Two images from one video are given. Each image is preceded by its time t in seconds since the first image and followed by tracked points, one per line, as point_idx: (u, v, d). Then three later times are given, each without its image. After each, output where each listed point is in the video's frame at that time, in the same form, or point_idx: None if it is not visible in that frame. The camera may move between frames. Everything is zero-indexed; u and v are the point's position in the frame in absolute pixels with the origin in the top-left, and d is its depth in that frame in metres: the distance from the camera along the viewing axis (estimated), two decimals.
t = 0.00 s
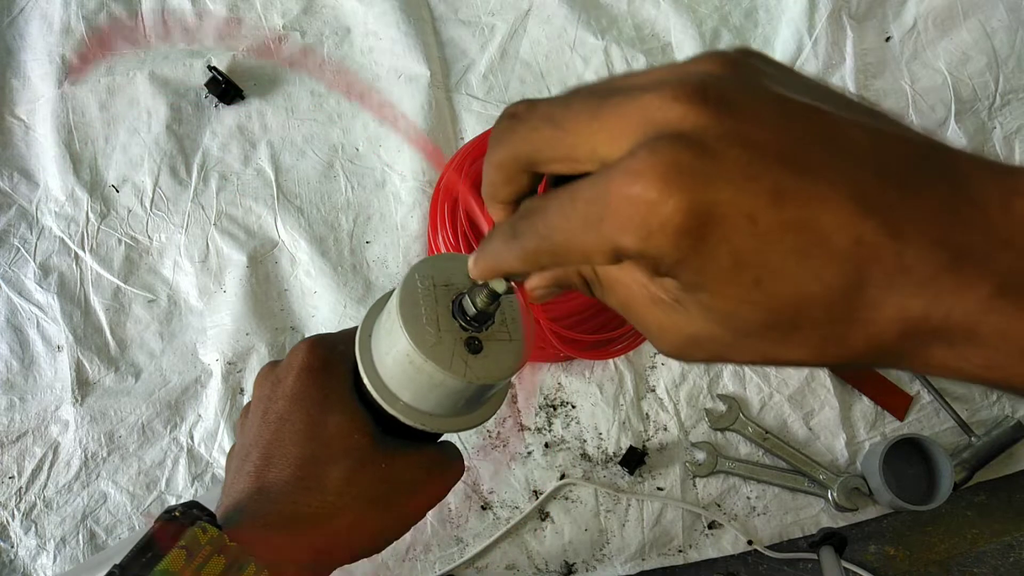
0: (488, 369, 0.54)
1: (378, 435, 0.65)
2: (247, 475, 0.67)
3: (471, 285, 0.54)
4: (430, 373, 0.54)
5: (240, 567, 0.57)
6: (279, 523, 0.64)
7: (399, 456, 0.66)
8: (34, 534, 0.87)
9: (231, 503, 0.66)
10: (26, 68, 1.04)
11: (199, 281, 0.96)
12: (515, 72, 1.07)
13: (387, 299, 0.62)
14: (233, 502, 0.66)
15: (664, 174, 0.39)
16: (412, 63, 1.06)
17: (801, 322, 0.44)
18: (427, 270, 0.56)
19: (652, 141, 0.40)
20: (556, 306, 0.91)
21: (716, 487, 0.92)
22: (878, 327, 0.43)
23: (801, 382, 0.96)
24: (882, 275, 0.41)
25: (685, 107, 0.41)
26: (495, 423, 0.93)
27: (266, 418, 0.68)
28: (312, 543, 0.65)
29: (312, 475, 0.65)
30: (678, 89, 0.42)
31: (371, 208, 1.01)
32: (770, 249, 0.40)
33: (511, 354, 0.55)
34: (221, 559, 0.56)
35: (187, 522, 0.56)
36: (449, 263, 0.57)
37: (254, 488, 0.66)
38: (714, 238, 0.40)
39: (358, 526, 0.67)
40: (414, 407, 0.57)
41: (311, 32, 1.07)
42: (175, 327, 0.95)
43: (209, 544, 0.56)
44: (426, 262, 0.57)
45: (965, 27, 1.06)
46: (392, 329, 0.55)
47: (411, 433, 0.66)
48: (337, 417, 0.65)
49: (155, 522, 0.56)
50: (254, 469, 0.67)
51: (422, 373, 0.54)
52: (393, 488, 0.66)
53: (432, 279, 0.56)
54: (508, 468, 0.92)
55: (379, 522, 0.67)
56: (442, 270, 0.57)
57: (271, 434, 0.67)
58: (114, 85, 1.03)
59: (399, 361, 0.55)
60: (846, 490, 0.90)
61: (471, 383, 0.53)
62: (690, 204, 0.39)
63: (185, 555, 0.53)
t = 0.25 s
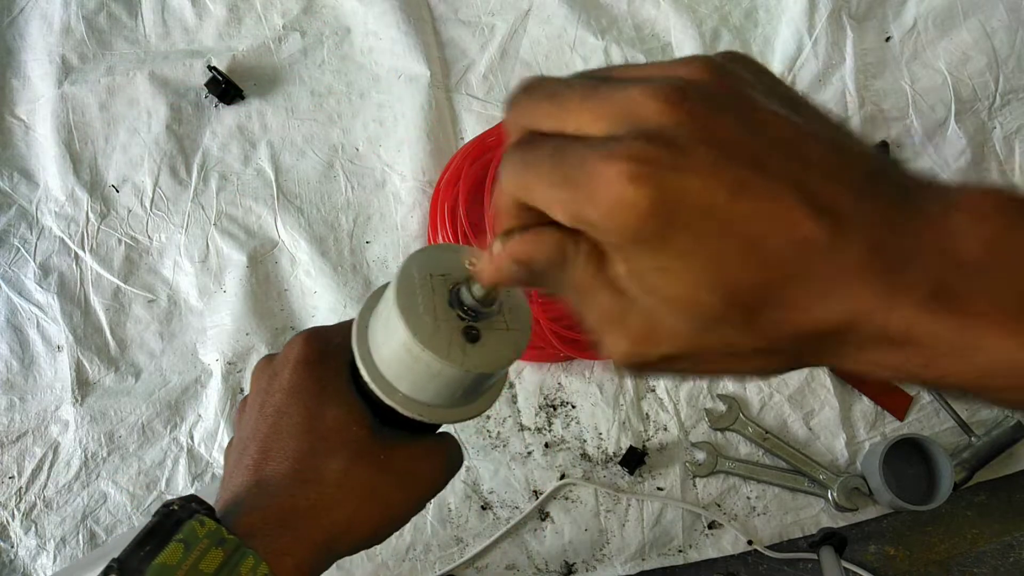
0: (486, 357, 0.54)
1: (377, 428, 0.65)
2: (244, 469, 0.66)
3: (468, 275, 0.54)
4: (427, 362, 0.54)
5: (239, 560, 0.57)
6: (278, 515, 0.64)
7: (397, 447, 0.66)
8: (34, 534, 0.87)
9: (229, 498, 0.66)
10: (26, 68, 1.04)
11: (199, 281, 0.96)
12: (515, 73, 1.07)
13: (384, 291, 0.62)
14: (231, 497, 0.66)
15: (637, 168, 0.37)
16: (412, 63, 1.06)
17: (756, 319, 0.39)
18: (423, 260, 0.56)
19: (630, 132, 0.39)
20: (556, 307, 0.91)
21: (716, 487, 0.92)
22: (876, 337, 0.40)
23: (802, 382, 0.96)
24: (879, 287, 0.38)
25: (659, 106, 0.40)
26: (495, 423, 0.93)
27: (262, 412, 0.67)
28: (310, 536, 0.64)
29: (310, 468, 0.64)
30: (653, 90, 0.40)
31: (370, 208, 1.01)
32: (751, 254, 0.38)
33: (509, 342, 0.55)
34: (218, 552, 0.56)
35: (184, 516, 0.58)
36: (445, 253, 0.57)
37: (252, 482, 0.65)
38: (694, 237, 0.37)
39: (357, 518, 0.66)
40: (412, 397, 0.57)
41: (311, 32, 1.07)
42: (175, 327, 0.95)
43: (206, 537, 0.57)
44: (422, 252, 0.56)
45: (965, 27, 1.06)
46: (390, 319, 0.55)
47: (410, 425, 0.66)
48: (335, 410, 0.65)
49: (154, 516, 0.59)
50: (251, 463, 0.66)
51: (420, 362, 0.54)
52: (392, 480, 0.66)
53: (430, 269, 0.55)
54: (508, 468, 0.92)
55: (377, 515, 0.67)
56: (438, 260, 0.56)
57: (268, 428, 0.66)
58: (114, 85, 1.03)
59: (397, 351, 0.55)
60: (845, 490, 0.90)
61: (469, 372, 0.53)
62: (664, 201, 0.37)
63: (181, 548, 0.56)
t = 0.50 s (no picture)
0: (493, 346, 0.54)
1: (382, 419, 0.65)
2: (249, 462, 0.67)
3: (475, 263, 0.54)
4: (434, 352, 0.54)
5: (242, 556, 0.57)
6: (282, 507, 0.64)
7: (403, 438, 0.66)
8: (34, 534, 0.87)
9: (234, 490, 0.66)
10: (26, 68, 1.04)
11: (199, 281, 0.96)
12: (515, 73, 1.07)
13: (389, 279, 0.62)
14: (234, 490, 0.66)
15: None
16: (412, 63, 1.06)
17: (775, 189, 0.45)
18: (429, 248, 0.56)
19: None
20: (555, 307, 0.91)
21: (716, 486, 0.92)
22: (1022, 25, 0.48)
23: (802, 382, 0.96)
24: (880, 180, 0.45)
25: None
26: (495, 423, 0.93)
27: (268, 404, 0.68)
28: (314, 530, 0.64)
29: (315, 460, 0.65)
30: None
31: (370, 208, 1.01)
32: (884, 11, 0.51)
33: (516, 331, 0.55)
34: (222, 547, 0.57)
35: (187, 510, 0.57)
36: (451, 240, 0.57)
37: (257, 475, 0.66)
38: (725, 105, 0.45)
39: (361, 512, 0.66)
40: (419, 386, 0.58)
41: (311, 32, 1.07)
42: (175, 327, 0.95)
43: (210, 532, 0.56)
44: (428, 239, 0.56)
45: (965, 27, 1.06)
46: (397, 309, 0.55)
47: (415, 416, 0.66)
48: (340, 401, 0.65)
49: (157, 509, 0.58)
50: (257, 455, 0.67)
51: (426, 351, 0.55)
52: (397, 472, 0.66)
53: (436, 257, 0.55)
54: (508, 468, 0.92)
55: (383, 508, 0.67)
56: (444, 247, 0.56)
57: (274, 420, 0.67)
58: (114, 85, 1.03)
59: (404, 340, 0.55)
60: (846, 490, 0.90)
61: (476, 362, 0.54)
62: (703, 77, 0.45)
63: (184, 542, 0.56)
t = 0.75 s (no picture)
0: (494, 348, 0.54)
1: (383, 420, 0.66)
2: (250, 462, 0.66)
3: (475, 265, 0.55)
4: (435, 354, 0.55)
5: (243, 556, 0.57)
6: (283, 507, 0.63)
7: (404, 439, 0.66)
8: (34, 534, 0.86)
9: (234, 491, 0.66)
10: (26, 68, 1.04)
11: (199, 281, 0.96)
12: (515, 72, 1.07)
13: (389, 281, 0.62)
14: (234, 491, 0.65)
15: None
16: (412, 63, 1.06)
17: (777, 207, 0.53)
18: (431, 250, 0.56)
19: None
20: (556, 307, 0.91)
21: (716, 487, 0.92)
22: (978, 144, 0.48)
23: (801, 382, 0.96)
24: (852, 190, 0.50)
25: None
26: (495, 423, 0.94)
27: (268, 404, 0.68)
28: (315, 530, 0.64)
29: (316, 460, 0.65)
30: None
31: (370, 208, 1.01)
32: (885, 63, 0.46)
33: (516, 334, 0.55)
34: (222, 548, 0.56)
35: (188, 511, 0.57)
36: (452, 243, 0.57)
37: (257, 475, 0.65)
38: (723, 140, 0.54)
39: (362, 512, 0.66)
40: (420, 388, 0.58)
41: (311, 32, 1.07)
42: (175, 327, 0.95)
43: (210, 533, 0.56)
44: (429, 241, 0.57)
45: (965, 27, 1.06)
46: (398, 310, 0.56)
47: (416, 417, 0.67)
48: (342, 401, 0.66)
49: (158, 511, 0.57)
50: (257, 455, 0.66)
51: (427, 353, 0.55)
52: (398, 472, 0.66)
53: (437, 259, 0.56)
54: (508, 468, 0.92)
55: (384, 508, 0.67)
56: (445, 249, 0.57)
57: (275, 420, 0.67)
58: (114, 85, 1.03)
59: (406, 341, 0.55)
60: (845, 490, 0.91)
61: (477, 364, 0.54)
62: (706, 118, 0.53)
63: (185, 543, 0.56)
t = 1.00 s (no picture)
0: (497, 350, 0.56)
1: (386, 421, 0.66)
2: (254, 464, 0.66)
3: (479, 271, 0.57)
4: (438, 356, 0.56)
5: (249, 557, 0.57)
6: (287, 509, 0.63)
7: (408, 440, 0.67)
8: (34, 534, 0.86)
9: (238, 493, 0.65)
10: (26, 68, 1.04)
11: (199, 280, 0.97)
12: (515, 72, 1.07)
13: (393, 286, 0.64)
14: (238, 492, 0.65)
15: (707, 123, 0.41)
16: (412, 63, 1.06)
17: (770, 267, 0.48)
18: (435, 256, 0.59)
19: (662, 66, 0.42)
20: (556, 306, 0.92)
21: (716, 486, 0.92)
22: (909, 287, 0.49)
23: (801, 382, 0.96)
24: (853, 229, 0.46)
25: (685, 84, 0.41)
26: (495, 423, 0.94)
27: (272, 405, 0.68)
28: (319, 532, 0.64)
29: (320, 462, 0.65)
30: (675, 77, 0.41)
31: (371, 208, 1.01)
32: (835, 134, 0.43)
33: (517, 337, 0.58)
34: (227, 548, 0.56)
35: (194, 512, 0.57)
36: (455, 250, 0.60)
37: (261, 477, 0.65)
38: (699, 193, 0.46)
39: (365, 514, 0.65)
40: (423, 390, 0.59)
41: (311, 32, 1.07)
42: (175, 327, 0.95)
43: (216, 533, 0.56)
44: (433, 248, 0.59)
45: (965, 27, 1.06)
46: (403, 313, 0.57)
47: (419, 418, 0.68)
48: (346, 404, 0.66)
49: (162, 512, 0.58)
50: (261, 457, 0.66)
51: (432, 356, 0.56)
52: (402, 474, 0.66)
53: (441, 264, 0.58)
54: (508, 468, 0.92)
55: (387, 510, 0.66)
56: (449, 256, 0.59)
57: (278, 421, 0.67)
58: (114, 85, 1.03)
59: (410, 344, 0.57)
60: (846, 490, 0.90)
61: (480, 366, 0.56)
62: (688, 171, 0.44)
63: (191, 543, 0.55)
